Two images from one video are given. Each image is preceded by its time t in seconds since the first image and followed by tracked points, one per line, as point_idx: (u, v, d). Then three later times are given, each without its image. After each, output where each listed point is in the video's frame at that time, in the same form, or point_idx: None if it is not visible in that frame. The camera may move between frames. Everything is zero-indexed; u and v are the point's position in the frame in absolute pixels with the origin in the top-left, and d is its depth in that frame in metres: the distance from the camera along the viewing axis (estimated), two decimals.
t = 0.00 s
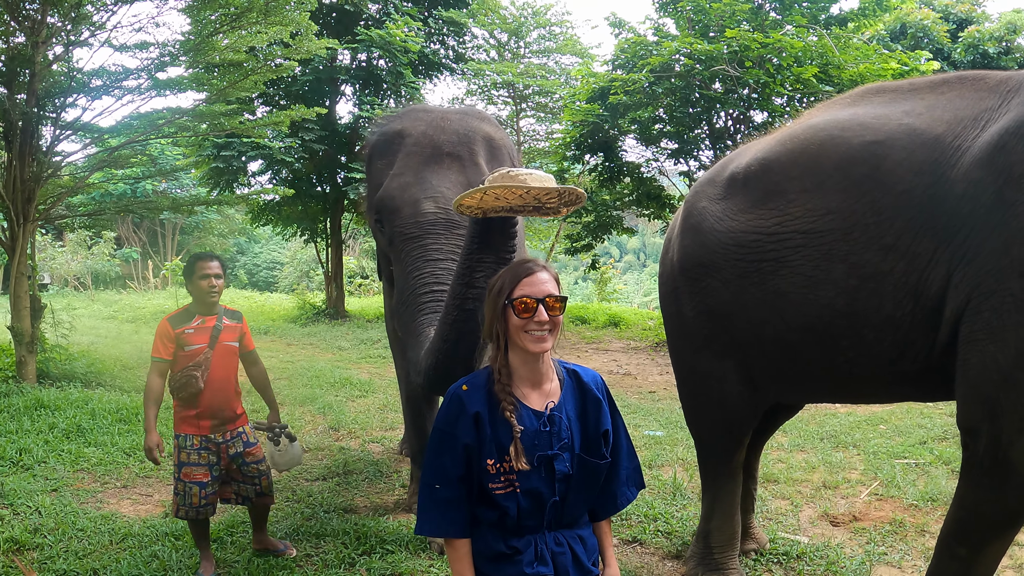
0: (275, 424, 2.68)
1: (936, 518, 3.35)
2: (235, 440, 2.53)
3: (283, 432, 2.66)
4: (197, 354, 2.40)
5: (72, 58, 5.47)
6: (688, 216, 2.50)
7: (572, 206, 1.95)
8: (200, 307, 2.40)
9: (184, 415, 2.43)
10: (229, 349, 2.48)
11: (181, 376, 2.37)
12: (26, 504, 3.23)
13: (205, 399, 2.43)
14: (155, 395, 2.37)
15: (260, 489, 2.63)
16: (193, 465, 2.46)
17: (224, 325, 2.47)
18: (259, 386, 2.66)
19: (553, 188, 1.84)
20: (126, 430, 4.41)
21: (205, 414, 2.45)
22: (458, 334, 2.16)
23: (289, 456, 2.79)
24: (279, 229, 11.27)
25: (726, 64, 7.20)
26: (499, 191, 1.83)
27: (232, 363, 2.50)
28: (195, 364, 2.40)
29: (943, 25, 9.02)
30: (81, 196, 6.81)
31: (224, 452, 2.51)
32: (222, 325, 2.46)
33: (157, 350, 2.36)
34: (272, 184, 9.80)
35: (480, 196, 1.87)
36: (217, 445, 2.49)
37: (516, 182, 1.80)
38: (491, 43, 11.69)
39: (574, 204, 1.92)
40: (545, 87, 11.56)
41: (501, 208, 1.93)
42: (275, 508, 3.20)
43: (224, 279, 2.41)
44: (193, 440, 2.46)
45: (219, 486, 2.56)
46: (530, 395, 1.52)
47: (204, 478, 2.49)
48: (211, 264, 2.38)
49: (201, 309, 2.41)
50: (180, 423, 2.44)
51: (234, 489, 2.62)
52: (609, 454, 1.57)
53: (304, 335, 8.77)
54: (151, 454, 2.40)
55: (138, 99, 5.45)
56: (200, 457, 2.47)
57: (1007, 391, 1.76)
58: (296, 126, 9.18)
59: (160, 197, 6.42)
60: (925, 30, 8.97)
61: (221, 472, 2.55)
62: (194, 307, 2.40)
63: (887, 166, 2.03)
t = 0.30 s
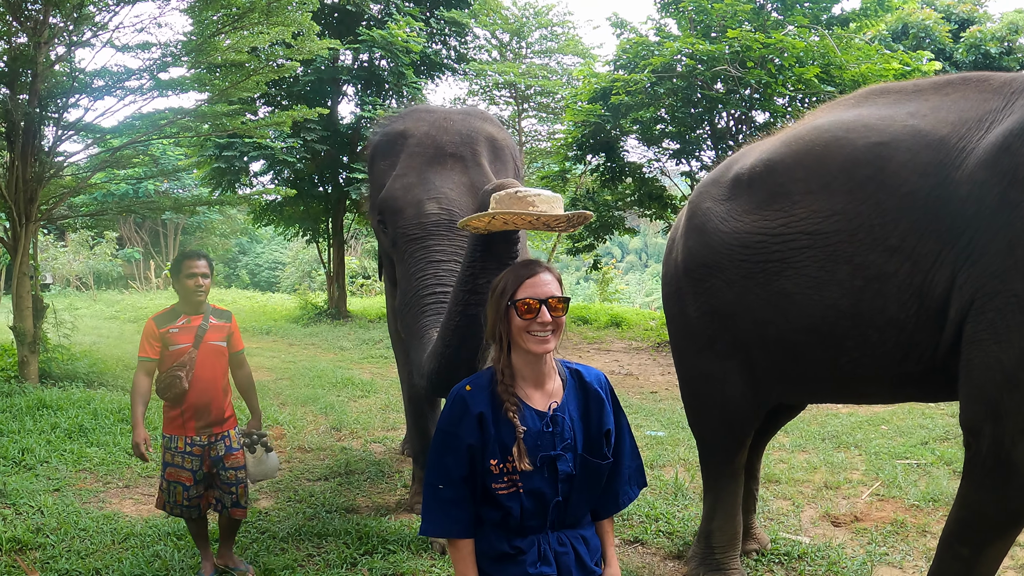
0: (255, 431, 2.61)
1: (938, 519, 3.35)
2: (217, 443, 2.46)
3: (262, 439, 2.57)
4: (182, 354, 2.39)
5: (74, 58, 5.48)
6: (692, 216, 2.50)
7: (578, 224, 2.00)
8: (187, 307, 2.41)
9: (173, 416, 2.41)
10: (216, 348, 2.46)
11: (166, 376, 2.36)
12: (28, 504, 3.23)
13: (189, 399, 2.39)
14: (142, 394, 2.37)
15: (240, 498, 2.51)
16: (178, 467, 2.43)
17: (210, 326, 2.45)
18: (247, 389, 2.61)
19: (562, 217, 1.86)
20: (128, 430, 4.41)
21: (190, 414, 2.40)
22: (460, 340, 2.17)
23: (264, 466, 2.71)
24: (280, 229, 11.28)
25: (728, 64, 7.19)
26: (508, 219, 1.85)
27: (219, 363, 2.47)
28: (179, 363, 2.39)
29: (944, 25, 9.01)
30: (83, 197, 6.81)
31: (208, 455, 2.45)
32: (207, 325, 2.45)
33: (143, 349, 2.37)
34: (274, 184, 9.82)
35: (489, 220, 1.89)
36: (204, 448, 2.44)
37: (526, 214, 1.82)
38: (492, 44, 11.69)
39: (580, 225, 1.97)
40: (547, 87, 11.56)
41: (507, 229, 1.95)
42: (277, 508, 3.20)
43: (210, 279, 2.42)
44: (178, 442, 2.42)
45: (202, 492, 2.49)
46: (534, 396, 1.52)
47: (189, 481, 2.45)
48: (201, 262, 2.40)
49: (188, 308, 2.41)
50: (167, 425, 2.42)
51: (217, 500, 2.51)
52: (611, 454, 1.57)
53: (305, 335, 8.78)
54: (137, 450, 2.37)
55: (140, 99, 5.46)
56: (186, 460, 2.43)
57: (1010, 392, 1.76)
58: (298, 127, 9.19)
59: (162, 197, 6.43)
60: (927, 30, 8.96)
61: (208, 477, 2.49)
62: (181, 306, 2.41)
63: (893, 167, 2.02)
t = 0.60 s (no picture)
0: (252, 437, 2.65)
1: (939, 520, 3.35)
2: (218, 445, 2.47)
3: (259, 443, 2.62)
4: (185, 356, 2.40)
5: (76, 59, 5.49)
6: (697, 217, 2.50)
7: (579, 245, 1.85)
8: (192, 308, 2.41)
9: (174, 419, 2.41)
10: (219, 351, 2.48)
11: (169, 377, 2.37)
12: (30, 504, 3.23)
13: (191, 402, 2.39)
14: (142, 396, 2.37)
15: (236, 500, 2.52)
16: (178, 471, 2.42)
17: (213, 329, 2.46)
18: (246, 394, 2.60)
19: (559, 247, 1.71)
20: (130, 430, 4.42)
21: (192, 417, 2.41)
22: (459, 352, 2.19)
23: (260, 471, 2.79)
24: (282, 230, 11.29)
25: (730, 64, 7.19)
26: (501, 251, 1.72)
27: (220, 366, 2.49)
28: (183, 364, 2.40)
29: (946, 26, 9.01)
30: (85, 197, 6.80)
31: (209, 457, 2.46)
32: (211, 328, 2.46)
33: (146, 350, 2.36)
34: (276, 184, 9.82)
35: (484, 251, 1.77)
36: (205, 451, 2.45)
37: (516, 248, 1.68)
38: (494, 44, 11.70)
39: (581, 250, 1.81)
40: (549, 88, 11.56)
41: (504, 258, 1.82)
42: (278, 508, 3.20)
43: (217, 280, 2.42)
44: (179, 445, 2.42)
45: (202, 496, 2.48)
46: (536, 396, 1.52)
47: (190, 484, 2.43)
48: (211, 263, 2.40)
49: (193, 310, 2.42)
50: (167, 427, 2.41)
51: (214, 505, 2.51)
52: (613, 455, 1.56)
53: (307, 335, 8.79)
54: (131, 455, 2.37)
55: (142, 99, 5.47)
56: (187, 464, 2.42)
57: (1013, 392, 1.76)
58: (300, 127, 9.20)
59: (163, 198, 6.43)
60: (929, 30, 8.95)
61: (207, 480, 2.49)
62: (186, 308, 2.42)
63: (896, 168, 2.02)
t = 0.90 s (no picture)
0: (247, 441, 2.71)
1: (941, 521, 3.34)
2: (214, 446, 2.48)
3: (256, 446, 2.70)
4: (185, 356, 2.41)
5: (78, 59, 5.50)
6: (700, 217, 2.50)
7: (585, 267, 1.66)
8: (191, 309, 2.42)
9: (170, 421, 2.39)
10: (216, 354, 2.48)
11: (168, 378, 2.36)
12: (31, 504, 3.24)
13: (190, 403, 2.39)
14: (139, 395, 2.34)
15: (229, 500, 2.56)
16: (172, 474, 2.39)
17: (212, 331, 2.47)
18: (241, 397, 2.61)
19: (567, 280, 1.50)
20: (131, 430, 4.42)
21: (188, 419, 2.40)
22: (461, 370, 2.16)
23: (260, 474, 2.79)
24: (284, 230, 11.29)
25: (732, 65, 7.19)
26: (504, 287, 1.50)
27: (215, 369, 2.49)
28: (181, 365, 2.39)
29: (948, 26, 9.00)
30: (87, 197, 6.81)
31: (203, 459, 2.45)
32: (210, 330, 2.46)
33: (144, 348, 2.34)
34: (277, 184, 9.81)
35: (485, 288, 1.54)
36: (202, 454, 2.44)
37: (521, 283, 1.47)
38: (496, 45, 11.70)
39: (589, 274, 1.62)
40: (551, 88, 11.55)
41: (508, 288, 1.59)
42: (280, 508, 3.20)
43: (219, 282, 2.42)
44: (173, 448, 2.40)
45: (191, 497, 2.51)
46: (538, 396, 1.52)
47: (182, 488, 2.40)
48: (212, 264, 2.40)
49: (192, 311, 2.43)
50: (162, 429, 2.39)
51: (204, 504, 2.54)
52: (615, 455, 1.56)
53: (309, 335, 8.81)
54: (135, 455, 2.37)
55: (144, 100, 5.48)
56: (180, 467, 2.40)
57: (1015, 392, 1.76)
58: (302, 127, 9.21)
59: (165, 198, 6.43)
60: (931, 30, 8.94)
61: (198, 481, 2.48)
62: (185, 308, 2.42)
63: (900, 169, 2.02)
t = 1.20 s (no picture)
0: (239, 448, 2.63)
1: (942, 521, 3.34)
2: (206, 450, 2.48)
3: (251, 455, 2.63)
4: (178, 358, 2.40)
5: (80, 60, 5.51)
6: (702, 218, 2.51)
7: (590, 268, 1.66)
8: (186, 310, 2.42)
9: (161, 423, 2.39)
10: (208, 357, 2.49)
11: (161, 379, 2.36)
12: (33, 504, 3.24)
13: (181, 405, 2.39)
14: (129, 394, 2.33)
15: (225, 503, 2.56)
16: (163, 478, 2.42)
17: (206, 333, 2.47)
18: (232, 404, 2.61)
19: (573, 272, 1.51)
20: (133, 430, 4.42)
21: (180, 422, 2.41)
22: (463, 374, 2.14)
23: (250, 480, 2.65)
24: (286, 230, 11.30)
25: (734, 65, 7.18)
26: (510, 283, 1.50)
27: (207, 372, 2.50)
28: (176, 367, 2.40)
29: (950, 26, 9.00)
30: (89, 197, 6.81)
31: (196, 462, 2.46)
32: (204, 333, 2.47)
33: (137, 348, 2.33)
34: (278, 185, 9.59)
35: (490, 285, 1.54)
36: (193, 458, 2.45)
37: (527, 280, 1.47)
38: (498, 45, 11.70)
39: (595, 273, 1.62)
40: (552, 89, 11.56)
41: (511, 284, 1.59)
42: (282, 508, 3.20)
43: (214, 285, 2.44)
44: (166, 453, 2.41)
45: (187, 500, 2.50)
46: (541, 396, 1.52)
47: (174, 490, 2.44)
48: (209, 267, 2.41)
49: (186, 313, 2.43)
50: (154, 432, 2.39)
51: (200, 506, 2.54)
52: (618, 456, 1.56)
53: (311, 335, 8.82)
54: (120, 451, 2.34)
55: (146, 100, 5.49)
56: (172, 471, 2.42)
57: (1015, 393, 1.76)
58: (304, 127, 9.21)
59: (167, 198, 6.44)
60: (932, 30, 8.95)
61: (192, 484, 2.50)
62: (180, 309, 2.42)
63: (902, 170, 2.02)
